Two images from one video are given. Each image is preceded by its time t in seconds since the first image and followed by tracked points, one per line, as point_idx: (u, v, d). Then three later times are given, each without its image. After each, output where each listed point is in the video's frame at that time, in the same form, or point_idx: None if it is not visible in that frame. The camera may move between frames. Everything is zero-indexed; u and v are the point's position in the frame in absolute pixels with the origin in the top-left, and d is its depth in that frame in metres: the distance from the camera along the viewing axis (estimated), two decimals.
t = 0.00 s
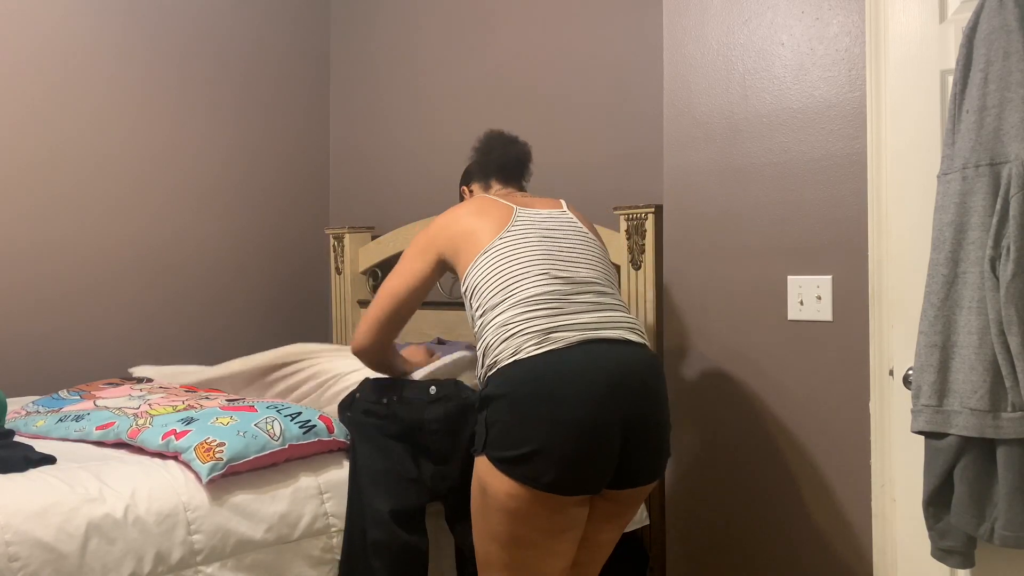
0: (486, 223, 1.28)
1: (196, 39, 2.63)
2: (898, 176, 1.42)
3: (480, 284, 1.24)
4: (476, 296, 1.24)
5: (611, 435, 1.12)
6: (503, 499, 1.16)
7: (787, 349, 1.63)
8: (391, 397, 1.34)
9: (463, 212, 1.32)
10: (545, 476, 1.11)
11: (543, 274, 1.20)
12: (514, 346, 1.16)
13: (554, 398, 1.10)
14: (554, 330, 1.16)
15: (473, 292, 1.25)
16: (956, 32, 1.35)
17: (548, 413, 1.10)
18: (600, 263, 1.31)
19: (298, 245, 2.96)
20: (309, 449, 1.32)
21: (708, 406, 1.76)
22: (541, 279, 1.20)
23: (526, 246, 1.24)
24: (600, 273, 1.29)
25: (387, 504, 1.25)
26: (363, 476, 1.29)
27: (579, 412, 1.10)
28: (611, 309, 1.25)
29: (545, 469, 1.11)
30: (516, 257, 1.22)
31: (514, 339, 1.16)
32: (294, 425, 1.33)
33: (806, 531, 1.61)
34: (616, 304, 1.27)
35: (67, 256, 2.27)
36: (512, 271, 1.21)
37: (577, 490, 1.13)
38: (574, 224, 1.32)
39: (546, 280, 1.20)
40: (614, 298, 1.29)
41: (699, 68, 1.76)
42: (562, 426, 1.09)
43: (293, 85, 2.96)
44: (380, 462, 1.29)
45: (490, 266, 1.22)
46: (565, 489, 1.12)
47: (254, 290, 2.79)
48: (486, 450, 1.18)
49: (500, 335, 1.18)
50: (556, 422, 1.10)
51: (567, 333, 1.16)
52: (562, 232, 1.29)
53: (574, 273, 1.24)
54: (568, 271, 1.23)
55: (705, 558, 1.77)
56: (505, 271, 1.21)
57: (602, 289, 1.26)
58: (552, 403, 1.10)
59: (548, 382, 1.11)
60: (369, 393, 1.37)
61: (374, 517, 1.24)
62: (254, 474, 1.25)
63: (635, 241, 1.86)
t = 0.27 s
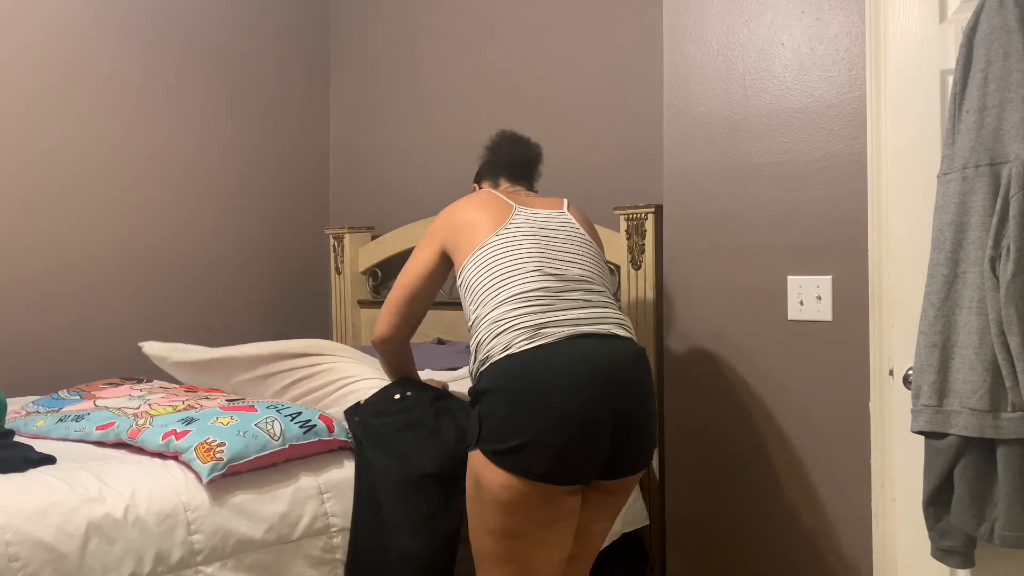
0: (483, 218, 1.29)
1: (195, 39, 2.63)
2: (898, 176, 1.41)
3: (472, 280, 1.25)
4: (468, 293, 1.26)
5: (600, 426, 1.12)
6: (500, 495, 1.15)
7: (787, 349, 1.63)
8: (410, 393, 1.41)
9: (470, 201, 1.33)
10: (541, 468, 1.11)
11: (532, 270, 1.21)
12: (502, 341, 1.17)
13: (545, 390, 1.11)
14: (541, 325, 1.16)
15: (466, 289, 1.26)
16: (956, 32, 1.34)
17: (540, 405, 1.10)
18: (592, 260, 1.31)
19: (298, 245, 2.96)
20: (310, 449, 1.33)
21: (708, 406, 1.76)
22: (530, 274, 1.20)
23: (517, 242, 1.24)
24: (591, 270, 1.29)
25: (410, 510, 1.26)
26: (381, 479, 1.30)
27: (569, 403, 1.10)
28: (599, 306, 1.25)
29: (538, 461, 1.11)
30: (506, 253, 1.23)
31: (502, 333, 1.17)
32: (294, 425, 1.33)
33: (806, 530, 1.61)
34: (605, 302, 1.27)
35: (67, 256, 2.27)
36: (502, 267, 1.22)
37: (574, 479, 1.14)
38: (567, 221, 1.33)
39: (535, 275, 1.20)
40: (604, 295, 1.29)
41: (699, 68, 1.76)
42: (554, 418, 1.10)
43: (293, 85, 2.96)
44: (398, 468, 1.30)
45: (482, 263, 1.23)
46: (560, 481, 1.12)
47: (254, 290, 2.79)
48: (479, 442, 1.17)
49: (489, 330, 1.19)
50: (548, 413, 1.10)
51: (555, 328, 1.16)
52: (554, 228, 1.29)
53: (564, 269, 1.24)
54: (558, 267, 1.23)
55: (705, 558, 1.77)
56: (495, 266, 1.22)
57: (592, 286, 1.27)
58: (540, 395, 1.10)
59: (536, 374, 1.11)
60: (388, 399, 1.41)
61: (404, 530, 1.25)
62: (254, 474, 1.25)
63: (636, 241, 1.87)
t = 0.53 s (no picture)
0: (465, 224, 1.38)
1: (196, 39, 2.63)
2: (898, 175, 1.41)
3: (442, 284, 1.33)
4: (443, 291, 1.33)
5: (536, 424, 1.12)
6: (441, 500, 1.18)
7: (787, 349, 1.63)
8: (410, 399, 1.43)
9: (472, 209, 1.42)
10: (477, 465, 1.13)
11: (487, 270, 1.26)
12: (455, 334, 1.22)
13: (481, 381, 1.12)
14: (490, 320, 1.20)
15: (438, 289, 1.35)
16: (956, 32, 1.34)
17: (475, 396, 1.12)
18: (564, 264, 1.33)
19: (298, 245, 2.96)
20: (309, 449, 1.32)
21: (708, 406, 1.76)
22: (489, 273, 1.26)
23: (484, 242, 1.31)
24: (559, 271, 1.30)
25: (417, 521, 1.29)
26: (379, 483, 1.31)
27: (504, 396, 1.11)
28: (558, 307, 1.26)
29: (469, 453, 1.12)
30: (472, 254, 1.30)
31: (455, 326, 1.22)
32: (294, 424, 1.33)
33: (806, 530, 1.61)
34: (567, 303, 1.28)
35: (68, 256, 2.28)
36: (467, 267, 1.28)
37: (507, 477, 1.14)
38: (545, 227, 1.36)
39: (493, 273, 1.25)
40: (569, 297, 1.29)
41: (699, 68, 1.76)
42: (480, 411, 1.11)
43: (293, 85, 2.96)
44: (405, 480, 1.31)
45: (455, 264, 1.31)
46: (496, 477, 1.13)
47: (254, 290, 2.79)
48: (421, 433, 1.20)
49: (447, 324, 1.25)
50: (483, 406, 1.11)
51: (502, 325, 1.20)
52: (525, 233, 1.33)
53: (525, 268, 1.27)
54: (519, 266, 1.27)
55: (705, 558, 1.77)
56: (462, 267, 1.29)
57: (554, 286, 1.28)
58: (475, 386, 1.12)
59: (475, 364, 1.14)
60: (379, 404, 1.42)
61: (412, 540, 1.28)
62: (253, 474, 1.25)
63: (635, 241, 1.87)
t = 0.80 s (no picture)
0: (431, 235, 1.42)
1: (196, 39, 2.63)
2: (898, 174, 1.41)
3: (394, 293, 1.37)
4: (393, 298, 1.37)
5: (409, 436, 1.11)
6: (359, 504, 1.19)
7: (787, 349, 1.63)
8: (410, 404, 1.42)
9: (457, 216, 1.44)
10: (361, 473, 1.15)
11: (413, 278, 1.27)
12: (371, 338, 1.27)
13: (364, 386, 1.15)
14: (389, 326, 1.22)
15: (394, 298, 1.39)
16: (956, 32, 1.34)
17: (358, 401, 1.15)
18: (494, 270, 1.25)
19: (298, 245, 2.97)
20: (308, 449, 1.33)
21: (707, 406, 1.76)
22: (414, 281, 1.27)
23: (426, 252, 1.33)
24: (484, 278, 1.23)
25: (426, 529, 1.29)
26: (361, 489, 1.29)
27: (378, 404, 1.13)
28: (466, 312, 1.19)
29: (353, 457, 1.16)
30: (412, 262, 1.33)
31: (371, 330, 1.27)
32: (294, 424, 1.33)
33: (806, 530, 1.61)
34: (481, 311, 1.19)
35: (68, 256, 2.28)
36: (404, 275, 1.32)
37: (392, 489, 1.14)
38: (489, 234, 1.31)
39: (415, 282, 1.26)
40: (489, 304, 1.21)
41: (699, 68, 1.76)
42: (368, 422, 1.13)
43: (293, 85, 2.96)
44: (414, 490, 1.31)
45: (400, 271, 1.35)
46: (381, 487, 1.14)
47: (254, 290, 2.79)
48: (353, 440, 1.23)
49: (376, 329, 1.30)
50: (364, 413, 1.14)
51: (397, 332, 1.19)
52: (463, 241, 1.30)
53: (439, 275, 1.25)
54: (441, 274, 1.25)
55: (704, 559, 1.77)
56: (403, 273, 1.33)
57: (471, 291, 1.21)
58: (359, 391, 1.16)
59: (362, 368, 1.18)
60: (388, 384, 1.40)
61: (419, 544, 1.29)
62: (253, 473, 1.25)
63: (636, 241, 1.88)
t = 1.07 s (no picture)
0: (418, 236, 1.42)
1: (196, 39, 2.63)
2: (898, 174, 1.40)
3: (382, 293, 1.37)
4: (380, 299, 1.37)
5: (400, 441, 1.11)
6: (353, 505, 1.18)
7: (787, 349, 1.63)
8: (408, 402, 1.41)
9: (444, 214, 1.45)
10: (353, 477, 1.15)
11: (400, 280, 1.27)
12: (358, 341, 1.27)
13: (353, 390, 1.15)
14: (378, 329, 1.22)
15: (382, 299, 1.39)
16: (956, 32, 1.34)
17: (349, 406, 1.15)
18: (482, 272, 1.25)
19: (298, 245, 2.97)
20: (308, 448, 1.33)
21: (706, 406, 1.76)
22: (402, 283, 1.27)
23: (413, 254, 1.33)
24: (472, 279, 1.23)
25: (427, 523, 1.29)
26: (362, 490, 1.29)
27: (369, 409, 1.12)
28: (456, 315, 1.19)
29: (345, 462, 1.15)
30: (399, 263, 1.33)
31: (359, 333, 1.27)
32: (294, 424, 1.33)
33: (806, 530, 1.61)
34: (471, 313, 1.20)
35: (68, 256, 2.28)
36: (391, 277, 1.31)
37: (383, 493, 1.14)
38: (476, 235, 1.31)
39: (403, 284, 1.26)
40: (478, 306, 1.21)
41: (699, 68, 1.76)
42: (359, 429, 1.13)
43: (293, 85, 2.96)
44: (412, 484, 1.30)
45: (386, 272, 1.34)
46: (373, 492, 1.14)
47: (254, 290, 2.79)
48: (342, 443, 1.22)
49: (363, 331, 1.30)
50: (355, 418, 1.14)
51: (386, 336, 1.19)
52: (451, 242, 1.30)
53: (428, 277, 1.25)
54: (428, 276, 1.25)
55: (704, 559, 1.77)
56: (390, 275, 1.33)
57: (460, 294, 1.21)
58: (349, 396, 1.15)
59: (352, 373, 1.17)
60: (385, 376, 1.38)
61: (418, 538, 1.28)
62: (253, 473, 1.26)
63: (636, 241, 1.88)
